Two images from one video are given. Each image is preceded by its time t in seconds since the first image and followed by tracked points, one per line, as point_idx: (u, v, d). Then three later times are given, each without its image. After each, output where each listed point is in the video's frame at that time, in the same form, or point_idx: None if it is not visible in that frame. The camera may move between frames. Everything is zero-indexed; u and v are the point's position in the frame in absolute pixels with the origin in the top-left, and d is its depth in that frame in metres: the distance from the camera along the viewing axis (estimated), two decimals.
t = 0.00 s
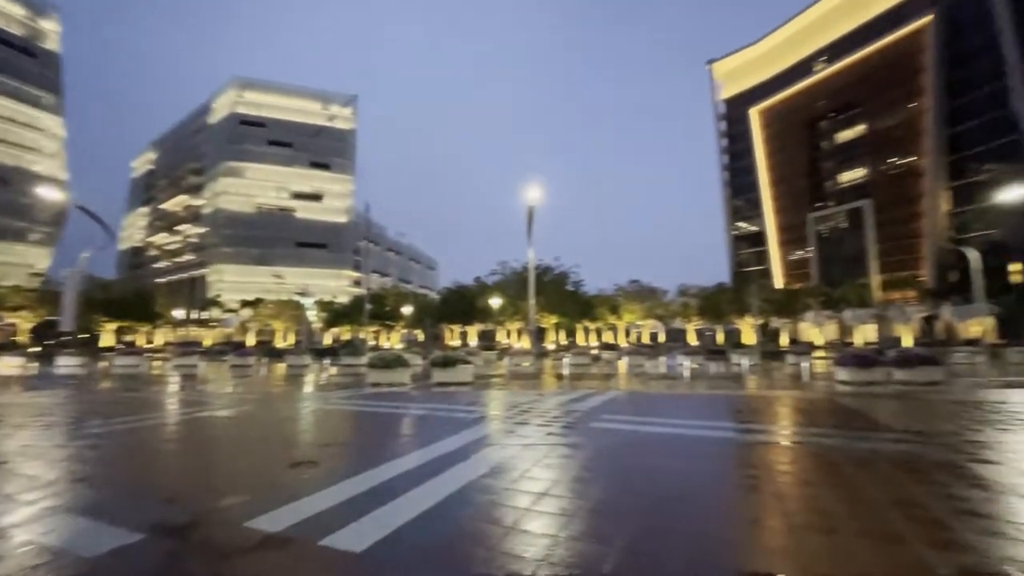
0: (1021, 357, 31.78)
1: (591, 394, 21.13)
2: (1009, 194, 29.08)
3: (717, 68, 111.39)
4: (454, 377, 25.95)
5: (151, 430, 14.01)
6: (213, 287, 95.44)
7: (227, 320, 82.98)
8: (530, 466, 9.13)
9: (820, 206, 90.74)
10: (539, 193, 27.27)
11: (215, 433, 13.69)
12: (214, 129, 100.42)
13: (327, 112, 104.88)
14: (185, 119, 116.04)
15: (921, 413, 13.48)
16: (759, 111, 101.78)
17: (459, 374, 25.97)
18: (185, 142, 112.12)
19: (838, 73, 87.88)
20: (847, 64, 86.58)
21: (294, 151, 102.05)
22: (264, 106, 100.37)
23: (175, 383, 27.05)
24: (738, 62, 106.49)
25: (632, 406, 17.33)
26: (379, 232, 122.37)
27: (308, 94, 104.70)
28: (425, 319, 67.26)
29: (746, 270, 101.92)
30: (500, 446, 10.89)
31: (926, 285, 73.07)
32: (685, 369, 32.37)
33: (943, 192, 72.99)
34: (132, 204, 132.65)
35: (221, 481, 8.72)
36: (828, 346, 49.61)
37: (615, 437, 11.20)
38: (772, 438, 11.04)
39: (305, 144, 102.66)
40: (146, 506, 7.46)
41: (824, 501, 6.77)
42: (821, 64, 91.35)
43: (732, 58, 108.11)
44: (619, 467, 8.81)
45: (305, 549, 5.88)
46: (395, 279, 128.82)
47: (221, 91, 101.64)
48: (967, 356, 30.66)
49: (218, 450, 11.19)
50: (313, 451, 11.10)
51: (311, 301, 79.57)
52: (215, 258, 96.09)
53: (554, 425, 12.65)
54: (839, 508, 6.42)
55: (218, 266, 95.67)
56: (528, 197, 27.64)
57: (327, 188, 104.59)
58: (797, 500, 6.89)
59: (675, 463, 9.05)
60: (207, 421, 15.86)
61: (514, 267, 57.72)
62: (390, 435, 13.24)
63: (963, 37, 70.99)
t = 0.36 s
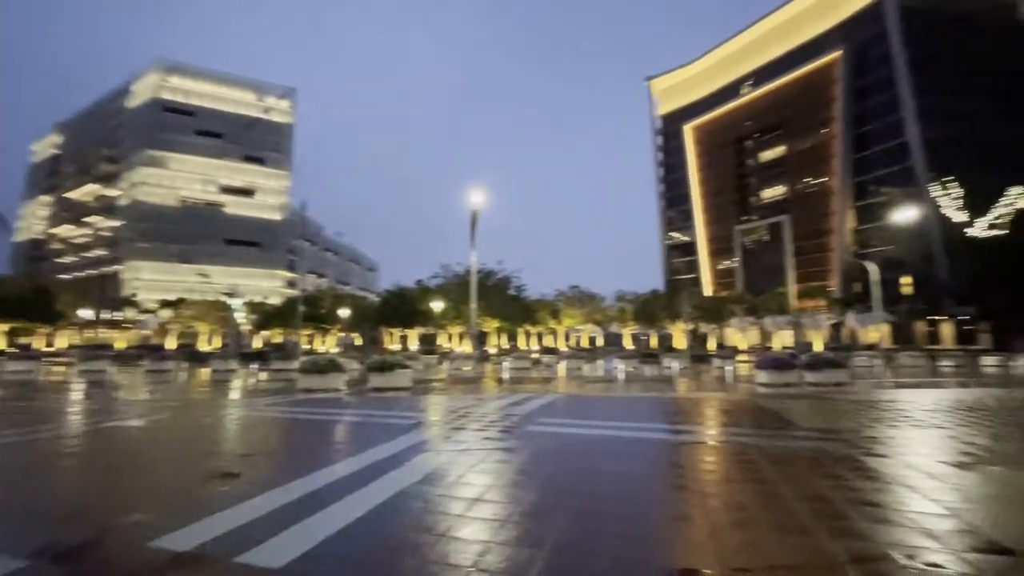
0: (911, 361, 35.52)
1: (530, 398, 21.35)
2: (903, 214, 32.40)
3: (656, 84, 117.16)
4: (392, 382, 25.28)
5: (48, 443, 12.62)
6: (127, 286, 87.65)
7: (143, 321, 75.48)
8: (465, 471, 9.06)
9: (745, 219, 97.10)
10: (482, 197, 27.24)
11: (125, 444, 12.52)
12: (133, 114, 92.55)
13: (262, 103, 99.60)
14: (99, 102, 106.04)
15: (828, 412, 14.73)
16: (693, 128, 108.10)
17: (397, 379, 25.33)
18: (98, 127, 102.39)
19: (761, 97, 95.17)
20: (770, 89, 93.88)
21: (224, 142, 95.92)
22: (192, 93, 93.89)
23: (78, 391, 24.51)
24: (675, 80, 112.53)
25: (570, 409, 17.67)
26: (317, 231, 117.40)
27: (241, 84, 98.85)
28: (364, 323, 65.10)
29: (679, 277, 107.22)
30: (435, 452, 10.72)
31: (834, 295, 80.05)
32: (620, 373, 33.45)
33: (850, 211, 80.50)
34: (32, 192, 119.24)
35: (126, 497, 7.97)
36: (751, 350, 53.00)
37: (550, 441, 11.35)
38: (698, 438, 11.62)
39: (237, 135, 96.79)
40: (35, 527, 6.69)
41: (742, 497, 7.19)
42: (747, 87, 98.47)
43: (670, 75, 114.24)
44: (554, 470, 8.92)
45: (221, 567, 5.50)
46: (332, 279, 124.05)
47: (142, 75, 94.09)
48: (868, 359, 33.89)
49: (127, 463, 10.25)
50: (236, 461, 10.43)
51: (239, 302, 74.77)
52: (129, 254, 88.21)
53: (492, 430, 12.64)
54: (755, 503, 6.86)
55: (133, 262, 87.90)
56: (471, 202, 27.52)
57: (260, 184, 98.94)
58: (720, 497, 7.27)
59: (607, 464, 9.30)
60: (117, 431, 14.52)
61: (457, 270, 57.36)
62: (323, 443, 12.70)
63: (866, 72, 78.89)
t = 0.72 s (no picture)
0: (821, 366, 38.86)
1: (469, 403, 21.19)
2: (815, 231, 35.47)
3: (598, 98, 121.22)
4: (325, 389, 24.20)
5: None
6: (22, 283, 78.42)
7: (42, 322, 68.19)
8: (396, 479, 8.75)
9: (678, 230, 102.24)
10: (425, 200, 26.85)
11: (12, 461, 11.13)
12: (37, 95, 83.67)
13: (190, 92, 93.03)
14: None
15: (748, 414, 15.73)
16: (632, 142, 112.82)
17: (330, 386, 24.29)
18: None
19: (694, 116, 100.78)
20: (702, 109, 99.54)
21: (145, 131, 88.58)
22: (107, 75, 86.00)
23: None
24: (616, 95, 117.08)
25: (509, 414, 17.68)
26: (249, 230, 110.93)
27: (166, 69, 91.88)
28: (297, 326, 61.97)
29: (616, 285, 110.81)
30: (367, 461, 10.30)
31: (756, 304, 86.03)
32: (560, 377, 33.95)
33: (770, 226, 86.98)
34: None
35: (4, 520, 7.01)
36: (682, 356, 55.76)
37: (486, 447, 11.23)
38: (630, 441, 12.00)
39: (160, 124, 89.75)
40: None
41: (668, 497, 7.45)
42: (682, 107, 104.14)
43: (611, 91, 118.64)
44: (488, 475, 8.86)
45: None
46: (264, 281, 117.81)
47: (48, 52, 85.28)
48: (784, 364, 36.71)
49: (8, 482, 9.07)
50: (142, 477, 9.50)
51: (157, 303, 68.88)
52: (26, 247, 78.86)
53: (427, 437, 12.36)
54: (680, 503, 7.13)
55: (32, 257, 78.71)
56: (413, 204, 27.03)
57: (185, 177, 92.04)
58: (648, 498, 7.51)
59: (541, 469, 9.29)
60: (4, 446, 12.89)
61: (398, 273, 56.15)
62: (246, 452, 11.88)
63: (786, 100, 85.82)
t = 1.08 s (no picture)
0: (753, 370, 41.20)
1: (414, 410, 20.82)
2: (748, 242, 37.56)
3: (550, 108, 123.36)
4: (260, 397, 22.99)
5: None
6: None
7: None
8: (333, 489, 8.41)
9: (624, 239, 105.49)
10: (372, 202, 26.25)
11: None
12: None
13: (117, 77, 86.63)
14: None
15: (686, 417, 16.37)
16: (582, 152, 115.53)
17: (266, 393, 23.11)
18: None
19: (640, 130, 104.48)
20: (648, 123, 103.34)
21: (63, 117, 81.27)
22: (21, 53, 78.87)
23: None
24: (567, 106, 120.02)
25: (455, 420, 17.49)
26: (182, 227, 103.91)
27: (89, 51, 84.77)
28: (233, 331, 58.51)
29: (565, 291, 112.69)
30: (304, 471, 9.83)
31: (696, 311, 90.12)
32: (508, 383, 33.94)
33: (709, 238, 91.56)
34: None
35: None
36: (627, 361, 57.34)
37: (429, 454, 11.01)
38: (574, 445, 12.18)
39: (81, 111, 82.60)
40: None
41: (610, 500, 7.59)
42: (630, 120, 107.85)
43: (563, 101, 121.07)
44: (429, 482, 8.70)
45: None
46: (198, 281, 110.70)
47: None
48: (720, 368, 38.61)
49: None
50: (45, 494, 8.63)
51: (73, 304, 62.95)
52: None
53: (368, 446, 11.98)
54: (619, 505, 7.29)
55: None
56: (360, 205, 26.38)
57: (109, 168, 84.95)
58: (590, 501, 7.62)
59: (485, 475, 9.22)
60: None
61: (344, 276, 54.40)
62: (169, 464, 11.06)
63: (725, 119, 90.85)
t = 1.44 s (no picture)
0: (696, 375, 42.91)
1: (360, 417, 20.24)
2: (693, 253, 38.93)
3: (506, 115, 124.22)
4: (193, 406, 21.61)
5: None
6: None
7: None
8: (271, 502, 8.01)
9: (576, 247, 107.49)
10: (320, 203, 25.35)
11: None
12: None
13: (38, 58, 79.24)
14: None
15: (633, 422, 16.79)
16: (537, 160, 116.97)
17: (199, 402, 21.72)
18: None
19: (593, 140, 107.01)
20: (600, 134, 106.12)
21: None
22: None
23: None
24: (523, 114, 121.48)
25: (403, 428, 17.10)
26: (109, 222, 96.09)
27: (6, 28, 77.32)
28: (166, 335, 54.75)
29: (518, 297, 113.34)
30: (240, 484, 9.31)
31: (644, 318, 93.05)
32: (459, 389, 33.58)
33: (657, 248, 94.91)
34: None
35: None
36: (578, 367, 58.15)
37: (374, 463, 10.71)
38: (524, 451, 12.20)
39: None
40: None
41: (554, 505, 7.66)
42: (583, 131, 110.36)
43: (519, 109, 122.25)
44: (374, 492, 8.48)
45: None
46: (127, 282, 103.06)
47: None
48: (665, 374, 39.92)
49: None
50: None
51: None
52: None
53: (310, 456, 11.50)
54: (563, 510, 7.35)
55: None
56: (307, 205, 25.43)
57: (25, 156, 77.53)
58: (535, 507, 7.65)
59: (431, 484, 9.05)
60: None
61: (289, 279, 52.22)
62: (87, 479, 10.19)
63: (673, 134, 94.69)
